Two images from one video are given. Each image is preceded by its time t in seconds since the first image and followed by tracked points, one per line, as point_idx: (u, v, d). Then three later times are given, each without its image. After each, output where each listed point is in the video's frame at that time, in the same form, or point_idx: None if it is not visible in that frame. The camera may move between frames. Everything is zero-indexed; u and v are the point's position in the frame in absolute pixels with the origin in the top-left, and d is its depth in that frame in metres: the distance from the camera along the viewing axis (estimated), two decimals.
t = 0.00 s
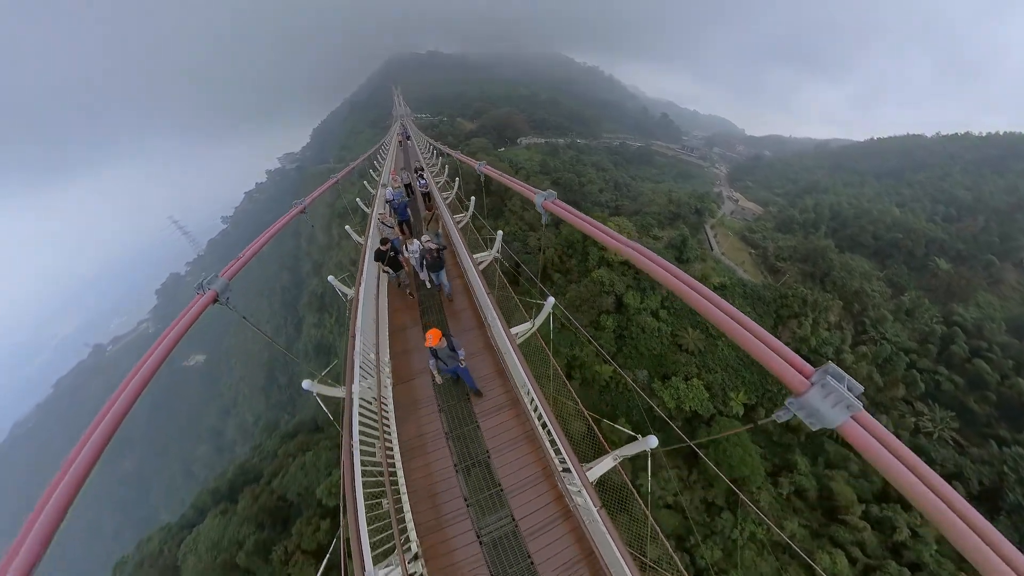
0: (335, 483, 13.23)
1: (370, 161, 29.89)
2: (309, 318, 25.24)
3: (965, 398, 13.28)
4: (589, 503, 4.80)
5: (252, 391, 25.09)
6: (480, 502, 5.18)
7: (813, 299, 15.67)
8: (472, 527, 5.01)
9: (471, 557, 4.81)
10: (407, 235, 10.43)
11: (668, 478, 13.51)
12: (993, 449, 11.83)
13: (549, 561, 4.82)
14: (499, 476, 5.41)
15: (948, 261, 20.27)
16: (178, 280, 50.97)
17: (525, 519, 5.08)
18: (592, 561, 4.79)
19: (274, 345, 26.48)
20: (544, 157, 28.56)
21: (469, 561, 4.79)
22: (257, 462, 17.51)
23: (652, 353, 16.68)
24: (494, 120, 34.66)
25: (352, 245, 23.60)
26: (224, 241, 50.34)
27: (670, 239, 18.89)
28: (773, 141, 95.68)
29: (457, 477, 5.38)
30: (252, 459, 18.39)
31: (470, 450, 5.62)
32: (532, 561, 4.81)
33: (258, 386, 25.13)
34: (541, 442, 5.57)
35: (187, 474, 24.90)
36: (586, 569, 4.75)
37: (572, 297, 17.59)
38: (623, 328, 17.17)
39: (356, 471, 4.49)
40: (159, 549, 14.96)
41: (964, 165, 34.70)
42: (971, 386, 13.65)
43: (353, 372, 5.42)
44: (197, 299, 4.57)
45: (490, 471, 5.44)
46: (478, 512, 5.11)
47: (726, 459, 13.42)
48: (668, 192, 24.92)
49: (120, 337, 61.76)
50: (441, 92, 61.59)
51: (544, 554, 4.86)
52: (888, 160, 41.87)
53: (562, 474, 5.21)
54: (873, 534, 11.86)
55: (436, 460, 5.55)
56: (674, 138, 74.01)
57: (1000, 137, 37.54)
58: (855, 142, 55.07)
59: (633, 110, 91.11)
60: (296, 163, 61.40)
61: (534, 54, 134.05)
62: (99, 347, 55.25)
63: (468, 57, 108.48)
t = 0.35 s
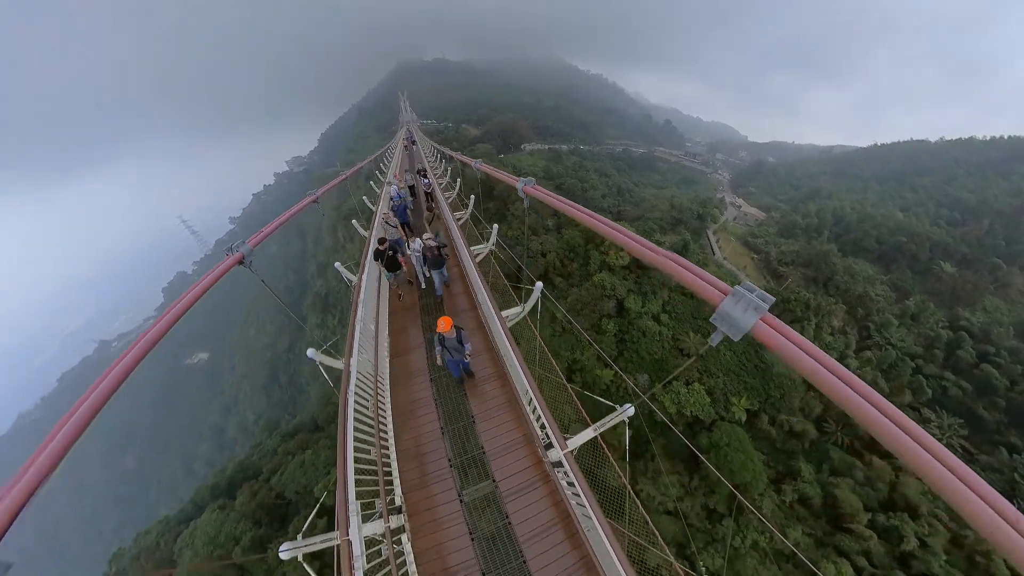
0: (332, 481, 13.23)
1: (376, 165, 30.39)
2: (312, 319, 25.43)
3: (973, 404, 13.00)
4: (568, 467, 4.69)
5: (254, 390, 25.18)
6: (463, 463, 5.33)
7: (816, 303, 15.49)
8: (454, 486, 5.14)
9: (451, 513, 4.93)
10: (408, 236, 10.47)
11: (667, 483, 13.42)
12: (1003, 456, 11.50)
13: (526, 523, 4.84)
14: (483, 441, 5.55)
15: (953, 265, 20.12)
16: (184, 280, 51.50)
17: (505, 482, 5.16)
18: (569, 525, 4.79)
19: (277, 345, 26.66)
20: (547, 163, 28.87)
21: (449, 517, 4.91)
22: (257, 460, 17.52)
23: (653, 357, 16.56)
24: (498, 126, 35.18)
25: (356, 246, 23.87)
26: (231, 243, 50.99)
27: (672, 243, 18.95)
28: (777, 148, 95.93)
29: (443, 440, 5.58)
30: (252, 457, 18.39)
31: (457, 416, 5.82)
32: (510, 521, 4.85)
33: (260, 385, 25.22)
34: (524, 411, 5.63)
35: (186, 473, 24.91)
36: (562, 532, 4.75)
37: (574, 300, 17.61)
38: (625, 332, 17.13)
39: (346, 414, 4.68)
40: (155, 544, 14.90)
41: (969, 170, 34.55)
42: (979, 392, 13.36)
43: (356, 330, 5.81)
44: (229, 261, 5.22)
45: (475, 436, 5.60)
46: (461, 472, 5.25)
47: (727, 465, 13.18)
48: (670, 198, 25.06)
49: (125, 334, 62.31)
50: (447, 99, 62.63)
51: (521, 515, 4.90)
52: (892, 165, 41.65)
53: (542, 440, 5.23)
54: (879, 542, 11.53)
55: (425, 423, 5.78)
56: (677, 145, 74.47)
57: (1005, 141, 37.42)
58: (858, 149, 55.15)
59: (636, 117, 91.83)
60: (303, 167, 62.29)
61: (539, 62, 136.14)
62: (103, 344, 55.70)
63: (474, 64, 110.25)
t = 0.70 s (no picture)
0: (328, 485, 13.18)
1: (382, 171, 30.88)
2: (315, 323, 25.50)
3: (980, 411, 12.79)
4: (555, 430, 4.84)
5: (252, 393, 25.12)
6: (464, 456, 5.25)
7: (817, 311, 15.47)
8: (451, 465, 5.18)
9: (450, 505, 4.84)
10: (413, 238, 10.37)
11: (668, 490, 13.21)
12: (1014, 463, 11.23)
13: (525, 518, 4.74)
14: (476, 413, 5.72)
15: (956, 269, 20.05)
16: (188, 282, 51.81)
17: (496, 451, 5.32)
18: (555, 493, 4.93)
19: (278, 346, 26.72)
20: (550, 170, 29.25)
21: (441, 481, 5.04)
22: (254, 460, 17.39)
23: (654, 363, 16.41)
24: (502, 134, 35.78)
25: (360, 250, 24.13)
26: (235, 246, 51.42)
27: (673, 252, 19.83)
28: (778, 156, 96.74)
29: (439, 411, 5.78)
30: (249, 457, 18.29)
31: (453, 391, 6.04)
32: (499, 487, 4.99)
33: (259, 387, 25.19)
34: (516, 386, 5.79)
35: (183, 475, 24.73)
36: (554, 512, 4.77)
37: (575, 305, 17.60)
38: (626, 338, 17.11)
39: (354, 377, 4.95)
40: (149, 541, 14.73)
41: (970, 175, 34.59)
42: (986, 399, 13.14)
43: (364, 307, 6.15)
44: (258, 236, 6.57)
45: (469, 408, 5.79)
46: (457, 452, 5.30)
47: (730, 472, 12.85)
48: (671, 205, 25.27)
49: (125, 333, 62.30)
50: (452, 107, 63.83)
51: (510, 483, 5.03)
52: (893, 172, 41.73)
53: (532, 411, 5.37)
54: (887, 553, 11.21)
55: (422, 396, 6.00)
56: (678, 154, 75.12)
57: (1006, 148, 37.49)
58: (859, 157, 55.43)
59: (638, 127, 92.93)
60: (309, 172, 63.20)
61: (543, 73, 138.65)
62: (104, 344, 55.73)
63: (478, 73, 112.36)
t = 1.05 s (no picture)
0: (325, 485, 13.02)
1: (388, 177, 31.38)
2: (317, 326, 25.54)
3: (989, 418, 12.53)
4: (550, 400, 4.99)
5: (253, 394, 25.05)
6: (467, 452, 5.00)
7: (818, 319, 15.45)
8: (454, 461, 4.92)
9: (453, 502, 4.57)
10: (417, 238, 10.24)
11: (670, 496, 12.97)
12: None
13: (531, 517, 4.46)
14: (477, 398, 5.61)
15: (959, 273, 19.98)
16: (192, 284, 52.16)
17: (489, 417, 5.40)
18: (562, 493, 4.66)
19: (280, 347, 26.79)
20: (553, 178, 29.64)
21: (441, 463, 4.90)
22: (251, 459, 17.23)
23: (655, 369, 16.24)
24: (506, 143, 36.43)
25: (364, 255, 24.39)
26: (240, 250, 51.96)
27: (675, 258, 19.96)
28: (780, 165, 97.41)
29: (437, 381, 5.91)
30: (247, 456, 18.17)
31: (454, 377, 5.94)
32: (499, 472, 4.84)
33: (260, 387, 25.16)
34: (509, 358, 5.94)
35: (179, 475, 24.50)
36: (560, 514, 4.48)
37: (576, 310, 17.72)
38: (627, 344, 16.94)
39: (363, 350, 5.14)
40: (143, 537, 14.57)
41: (971, 181, 34.63)
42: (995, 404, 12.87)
43: (372, 294, 6.39)
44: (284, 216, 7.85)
45: (473, 404, 5.55)
46: (461, 448, 5.05)
47: (732, 478, 12.58)
48: (673, 212, 25.46)
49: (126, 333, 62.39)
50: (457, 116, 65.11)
51: (510, 467, 4.90)
52: (894, 178, 41.82)
53: (523, 381, 5.50)
54: (896, 564, 10.83)
55: (425, 390, 5.79)
56: (680, 162, 75.79)
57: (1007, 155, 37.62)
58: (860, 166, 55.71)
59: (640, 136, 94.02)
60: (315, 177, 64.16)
61: (546, 84, 141.22)
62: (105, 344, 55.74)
63: (482, 84, 114.65)
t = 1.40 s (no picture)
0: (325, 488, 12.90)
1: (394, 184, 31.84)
2: (319, 329, 25.64)
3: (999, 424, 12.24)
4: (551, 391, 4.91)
5: (254, 396, 25.04)
6: (471, 447, 4.92)
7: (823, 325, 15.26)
8: (458, 453, 4.85)
9: (455, 494, 4.49)
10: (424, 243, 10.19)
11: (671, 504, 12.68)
12: None
13: (534, 511, 4.36)
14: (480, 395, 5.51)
15: (964, 278, 19.84)
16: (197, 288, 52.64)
17: (488, 397, 5.48)
18: (564, 488, 4.52)
19: (283, 350, 26.90)
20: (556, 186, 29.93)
21: (444, 456, 4.82)
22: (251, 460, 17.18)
23: (657, 375, 16.00)
24: (509, 152, 36.96)
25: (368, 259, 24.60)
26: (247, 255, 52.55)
27: (676, 264, 19.93)
28: (782, 172, 97.81)
29: (442, 367, 5.99)
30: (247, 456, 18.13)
31: (459, 373, 5.87)
32: (502, 466, 4.73)
33: (262, 389, 25.19)
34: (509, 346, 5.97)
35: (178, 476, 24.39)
36: (564, 511, 4.34)
37: (578, 316, 17.54)
38: (628, 350, 16.61)
39: (375, 337, 5.34)
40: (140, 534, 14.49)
41: (974, 186, 34.52)
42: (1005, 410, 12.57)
43: (380, 291, 6.47)
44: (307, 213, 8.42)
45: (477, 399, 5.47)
46: (465, 442, 4.96)
47: (735, 486, 12.34)
48: (675, 219, 25.53)
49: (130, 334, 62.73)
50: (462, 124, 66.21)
51: (513, 461, 4.79)
52: (897, 184, 41.78)
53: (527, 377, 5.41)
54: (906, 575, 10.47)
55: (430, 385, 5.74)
56: (682, 169, 76.24)
57: (1010, 160, 37.52)
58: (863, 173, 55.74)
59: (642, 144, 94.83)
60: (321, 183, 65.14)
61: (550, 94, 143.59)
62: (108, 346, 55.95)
63: (487, 94, 116.74)
